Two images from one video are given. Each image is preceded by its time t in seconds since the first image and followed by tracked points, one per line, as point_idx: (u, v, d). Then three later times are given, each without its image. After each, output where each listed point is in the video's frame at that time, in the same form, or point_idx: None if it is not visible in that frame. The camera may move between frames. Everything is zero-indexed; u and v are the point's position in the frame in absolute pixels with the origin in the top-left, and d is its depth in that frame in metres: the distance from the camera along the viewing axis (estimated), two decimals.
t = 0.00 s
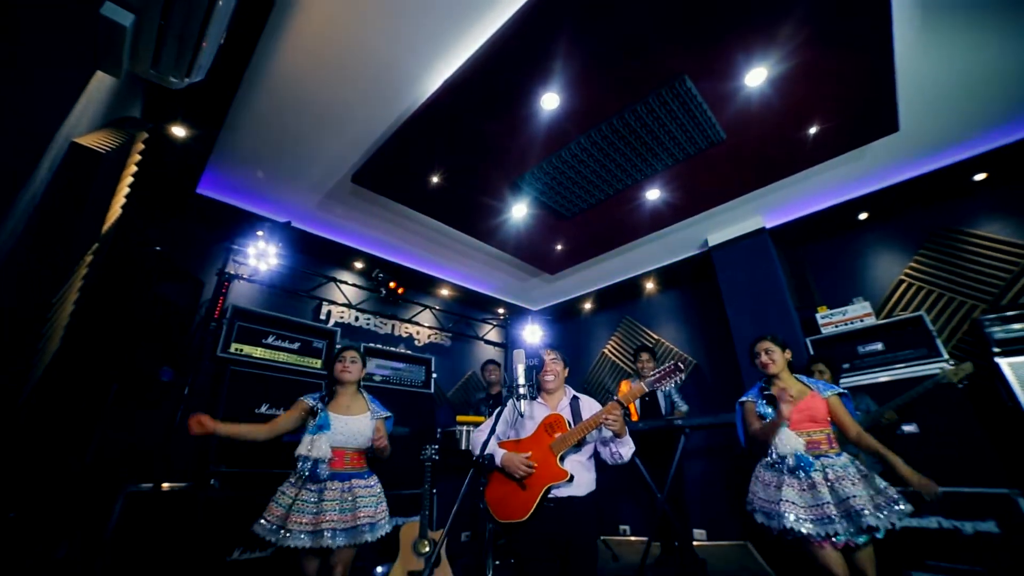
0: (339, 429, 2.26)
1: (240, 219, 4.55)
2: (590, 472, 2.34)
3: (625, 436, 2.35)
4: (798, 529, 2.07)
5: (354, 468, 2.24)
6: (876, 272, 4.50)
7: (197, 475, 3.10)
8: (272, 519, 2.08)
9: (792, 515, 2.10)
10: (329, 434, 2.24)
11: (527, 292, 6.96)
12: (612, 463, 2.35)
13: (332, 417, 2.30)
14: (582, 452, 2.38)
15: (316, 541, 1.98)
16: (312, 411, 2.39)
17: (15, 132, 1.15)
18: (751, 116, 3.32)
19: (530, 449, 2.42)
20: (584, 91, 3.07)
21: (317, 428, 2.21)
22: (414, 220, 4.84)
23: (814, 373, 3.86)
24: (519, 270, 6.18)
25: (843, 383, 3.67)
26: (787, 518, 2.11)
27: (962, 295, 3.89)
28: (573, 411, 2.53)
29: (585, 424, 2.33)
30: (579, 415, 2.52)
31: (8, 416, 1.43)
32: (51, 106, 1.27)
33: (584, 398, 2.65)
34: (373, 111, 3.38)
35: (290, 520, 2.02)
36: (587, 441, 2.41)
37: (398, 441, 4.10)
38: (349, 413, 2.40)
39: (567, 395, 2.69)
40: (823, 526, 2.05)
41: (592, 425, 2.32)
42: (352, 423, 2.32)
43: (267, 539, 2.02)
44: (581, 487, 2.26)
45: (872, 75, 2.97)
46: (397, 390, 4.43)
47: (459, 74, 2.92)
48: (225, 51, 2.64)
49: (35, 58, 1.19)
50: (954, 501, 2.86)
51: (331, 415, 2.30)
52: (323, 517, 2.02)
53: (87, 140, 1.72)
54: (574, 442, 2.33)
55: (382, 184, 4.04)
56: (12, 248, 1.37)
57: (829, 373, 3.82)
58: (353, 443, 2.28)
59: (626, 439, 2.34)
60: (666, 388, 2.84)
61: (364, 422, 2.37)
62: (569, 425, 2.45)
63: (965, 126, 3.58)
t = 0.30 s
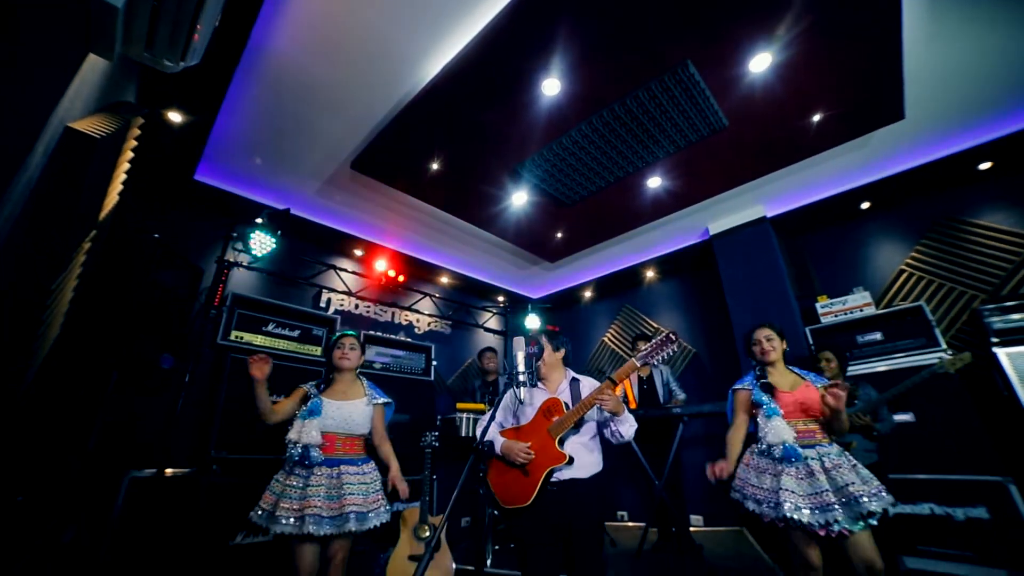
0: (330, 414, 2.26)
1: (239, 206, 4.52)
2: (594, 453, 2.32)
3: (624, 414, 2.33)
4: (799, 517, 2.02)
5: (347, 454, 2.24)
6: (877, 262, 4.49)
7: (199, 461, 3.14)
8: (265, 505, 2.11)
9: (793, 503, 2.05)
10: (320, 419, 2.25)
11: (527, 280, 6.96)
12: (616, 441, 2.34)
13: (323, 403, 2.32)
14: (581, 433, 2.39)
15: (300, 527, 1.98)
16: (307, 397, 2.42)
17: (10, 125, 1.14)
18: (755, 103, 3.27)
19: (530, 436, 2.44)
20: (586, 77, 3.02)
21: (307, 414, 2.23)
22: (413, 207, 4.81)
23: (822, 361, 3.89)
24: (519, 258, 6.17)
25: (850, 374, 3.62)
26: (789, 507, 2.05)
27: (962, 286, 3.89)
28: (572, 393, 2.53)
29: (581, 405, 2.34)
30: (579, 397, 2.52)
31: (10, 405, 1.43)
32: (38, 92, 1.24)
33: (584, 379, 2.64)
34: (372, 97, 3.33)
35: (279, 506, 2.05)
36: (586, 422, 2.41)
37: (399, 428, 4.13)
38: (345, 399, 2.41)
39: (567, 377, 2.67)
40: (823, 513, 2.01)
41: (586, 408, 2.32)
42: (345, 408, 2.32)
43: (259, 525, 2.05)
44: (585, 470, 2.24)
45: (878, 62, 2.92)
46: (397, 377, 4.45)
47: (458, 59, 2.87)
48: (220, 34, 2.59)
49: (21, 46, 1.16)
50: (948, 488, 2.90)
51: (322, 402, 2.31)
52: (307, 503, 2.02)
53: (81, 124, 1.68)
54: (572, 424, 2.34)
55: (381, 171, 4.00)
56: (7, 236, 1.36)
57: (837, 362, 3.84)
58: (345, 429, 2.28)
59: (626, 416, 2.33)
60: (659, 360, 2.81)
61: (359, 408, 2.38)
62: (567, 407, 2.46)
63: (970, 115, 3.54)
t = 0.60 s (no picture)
0: (324, 402, 2.26)
1: (237, 192, 4.49)
2: (596, 443, 2.28)
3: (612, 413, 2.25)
4: (792, 502, 2.04)
5: (342, 441, 2.23)
6: (878, 251, 4.48)
7: (202, 446, 3.17)
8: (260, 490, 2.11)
9: (786, 488, 2.07)
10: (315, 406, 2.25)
11: (527, 268, 6.95)
12: (620, 433, 2.25)
13: (319, 389, 2.31)
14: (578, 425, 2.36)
15: (294, 516, 1.97)
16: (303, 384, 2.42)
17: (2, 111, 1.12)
18: (759, 90, 3.23)
19: (529, 428, 2.45)
20: (587, 62, 2.97)
21: (300, 401, 2.22)
22: (413, 194, 4.78)
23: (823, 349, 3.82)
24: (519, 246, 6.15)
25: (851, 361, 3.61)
26: (782, 492, 2.06)
27: (962, 276, 3.89)
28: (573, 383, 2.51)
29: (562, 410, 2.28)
30: (579, 386, 2.49)
31: (10, 393, 1.43)
32: (29, 77, 1.21)
33: (587, 369, 2.60)
34: (370, 83, 3.28)
35: (272, 495, 2.05)
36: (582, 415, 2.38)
37: (399, 415, 4.17)
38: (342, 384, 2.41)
39: (570, 367, 2.63)
40: (816, 498, 2.04)
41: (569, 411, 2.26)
42: (341, 394, 2.32)
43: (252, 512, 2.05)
44: (586, 460, 2.22)
45: (885, 48, 2.88)
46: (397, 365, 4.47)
47: (458, 43, 2.82)
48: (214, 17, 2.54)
49: (16, 34, 1.15)
50: (941, 475, 2.94)
51: (317, 388, 2.31)
52: (301, 491, 2.02)
53: (75, 109, 1.65)
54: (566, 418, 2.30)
55: (380, 158, 3.96)
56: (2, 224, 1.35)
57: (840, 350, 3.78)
58: (342, 415, 2.27)
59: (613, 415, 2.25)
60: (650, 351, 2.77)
61: (355, 394, 2.35)
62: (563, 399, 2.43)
63: (977, 103, 3.50)
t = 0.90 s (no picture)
0: (339, 386, 1.98)
1: (236, 180, 4.46)
2: (585, 434, 2.33)
3: (603, 405, 2.26)
4: (764, 493, 2.13)
5: (354, 427, 2.01)
6: (879, 241, 4.47)
7: (204, 434, 3.21)
8: (271, 482, 1.74)
9: (759, 480, 2.17)
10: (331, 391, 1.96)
11: (527, 257, 6.94)
12: (610, 423, 2.24)
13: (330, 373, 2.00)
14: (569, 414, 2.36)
15: (326, 502, 1.73)
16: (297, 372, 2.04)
17: None
18: (763, 78, 3.19)
19: (520, 413, 2.40)
20: (589, 49, 2.93)
21: (316, 383, 1.92)
22: (413, 182, 4.74)
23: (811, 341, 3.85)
24: (519, 235, 6.13)
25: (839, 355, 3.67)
26: (755, 483, 2.17)
27: (963, 266, 3.88)
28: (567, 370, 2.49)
29: (554, 397, 2.27)
30: (573, 374, 2.47)
31: (9, 383, 1.43)
32: (21, 62, 1.19)
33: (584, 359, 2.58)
34: (369, 69, 3.23)
35: (292, 484, 1.72)
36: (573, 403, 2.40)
37: (399, 403, 4.21)
38: (346, 369, 2.12)
39: (568, 355, 2.64)
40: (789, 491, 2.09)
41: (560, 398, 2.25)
42: (352, 380, 2.05)
43: (265, 508, 1.67)
44: (570, 449, 2.25)
45: (893, 33, 2.82)
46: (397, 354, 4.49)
47: (458, 27, 2.77)
48: None
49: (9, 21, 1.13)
50: (934, 463, 2.98)
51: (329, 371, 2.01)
52: (332, 476, 1.78)
53: (69, 93, 1.61)
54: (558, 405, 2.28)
55: (379, 145, 3.92)
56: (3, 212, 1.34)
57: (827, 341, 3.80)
58: (354, 401, 2.02)
59: (604, 408, 2.26)
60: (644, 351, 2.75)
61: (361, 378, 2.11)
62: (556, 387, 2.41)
63: (983, 91, 3.46)
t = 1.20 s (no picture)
0: (349, 375, 1.99)
1: (234, 167, 4.42)
2: (575, 426, 2.41)
3: (602, 395, 2.35)
4: (742, 475, 2.25)
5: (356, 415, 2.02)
6: (881, 232, 4.46)
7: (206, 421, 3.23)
8: (290, 465, 1.71)
9: (738, 462, 2.27)
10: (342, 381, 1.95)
11: (527, 246, 6.92)
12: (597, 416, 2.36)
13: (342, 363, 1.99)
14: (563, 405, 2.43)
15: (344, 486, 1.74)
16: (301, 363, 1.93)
17: None
18: (768, 64, 3.14)
19: (513, 403, 2.46)
20: (591, 34, 2.87)
21: (332, 373, 1.90)
22: (413, 170, 4.70)
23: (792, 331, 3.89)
24: (520, 224, 6.10)
25: (824, 346, 3.78)
26: (735, 465, 2.29)
27: (965, 258, 3.87)
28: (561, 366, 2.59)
29: (564, 381, 2.34)
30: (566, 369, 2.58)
31: (9, 374, 1.42)
32: (11, 46, 1.16)
33: (573, 354, 2.71)
34: (367, 54, 3.18)
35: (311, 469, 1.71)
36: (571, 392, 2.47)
37: (399, 391, 4.24)
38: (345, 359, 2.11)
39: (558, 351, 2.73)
40: (764, 475, 2.18)
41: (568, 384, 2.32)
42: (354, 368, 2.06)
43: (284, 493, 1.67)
44: (560, 442, 2.33)
45: (899, 19, 2.78)
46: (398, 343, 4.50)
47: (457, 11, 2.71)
48: None
49: None
50: (929, 451, 3.01)
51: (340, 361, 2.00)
52: (348, 461, 1.79)
53: (63, 78, 1.58)
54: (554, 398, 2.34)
55: (377, 132, 3.88)
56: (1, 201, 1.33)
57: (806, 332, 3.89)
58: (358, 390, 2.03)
59: (604, 397, 2.35)
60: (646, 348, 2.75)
61: (358, 369, 2.10)
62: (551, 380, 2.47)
63: (990, 79, 3.41)
